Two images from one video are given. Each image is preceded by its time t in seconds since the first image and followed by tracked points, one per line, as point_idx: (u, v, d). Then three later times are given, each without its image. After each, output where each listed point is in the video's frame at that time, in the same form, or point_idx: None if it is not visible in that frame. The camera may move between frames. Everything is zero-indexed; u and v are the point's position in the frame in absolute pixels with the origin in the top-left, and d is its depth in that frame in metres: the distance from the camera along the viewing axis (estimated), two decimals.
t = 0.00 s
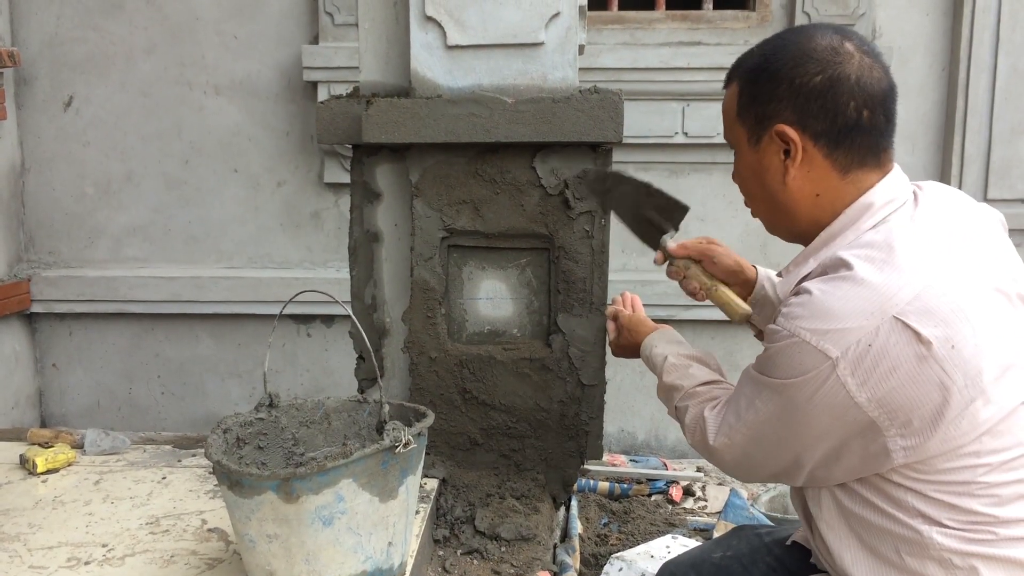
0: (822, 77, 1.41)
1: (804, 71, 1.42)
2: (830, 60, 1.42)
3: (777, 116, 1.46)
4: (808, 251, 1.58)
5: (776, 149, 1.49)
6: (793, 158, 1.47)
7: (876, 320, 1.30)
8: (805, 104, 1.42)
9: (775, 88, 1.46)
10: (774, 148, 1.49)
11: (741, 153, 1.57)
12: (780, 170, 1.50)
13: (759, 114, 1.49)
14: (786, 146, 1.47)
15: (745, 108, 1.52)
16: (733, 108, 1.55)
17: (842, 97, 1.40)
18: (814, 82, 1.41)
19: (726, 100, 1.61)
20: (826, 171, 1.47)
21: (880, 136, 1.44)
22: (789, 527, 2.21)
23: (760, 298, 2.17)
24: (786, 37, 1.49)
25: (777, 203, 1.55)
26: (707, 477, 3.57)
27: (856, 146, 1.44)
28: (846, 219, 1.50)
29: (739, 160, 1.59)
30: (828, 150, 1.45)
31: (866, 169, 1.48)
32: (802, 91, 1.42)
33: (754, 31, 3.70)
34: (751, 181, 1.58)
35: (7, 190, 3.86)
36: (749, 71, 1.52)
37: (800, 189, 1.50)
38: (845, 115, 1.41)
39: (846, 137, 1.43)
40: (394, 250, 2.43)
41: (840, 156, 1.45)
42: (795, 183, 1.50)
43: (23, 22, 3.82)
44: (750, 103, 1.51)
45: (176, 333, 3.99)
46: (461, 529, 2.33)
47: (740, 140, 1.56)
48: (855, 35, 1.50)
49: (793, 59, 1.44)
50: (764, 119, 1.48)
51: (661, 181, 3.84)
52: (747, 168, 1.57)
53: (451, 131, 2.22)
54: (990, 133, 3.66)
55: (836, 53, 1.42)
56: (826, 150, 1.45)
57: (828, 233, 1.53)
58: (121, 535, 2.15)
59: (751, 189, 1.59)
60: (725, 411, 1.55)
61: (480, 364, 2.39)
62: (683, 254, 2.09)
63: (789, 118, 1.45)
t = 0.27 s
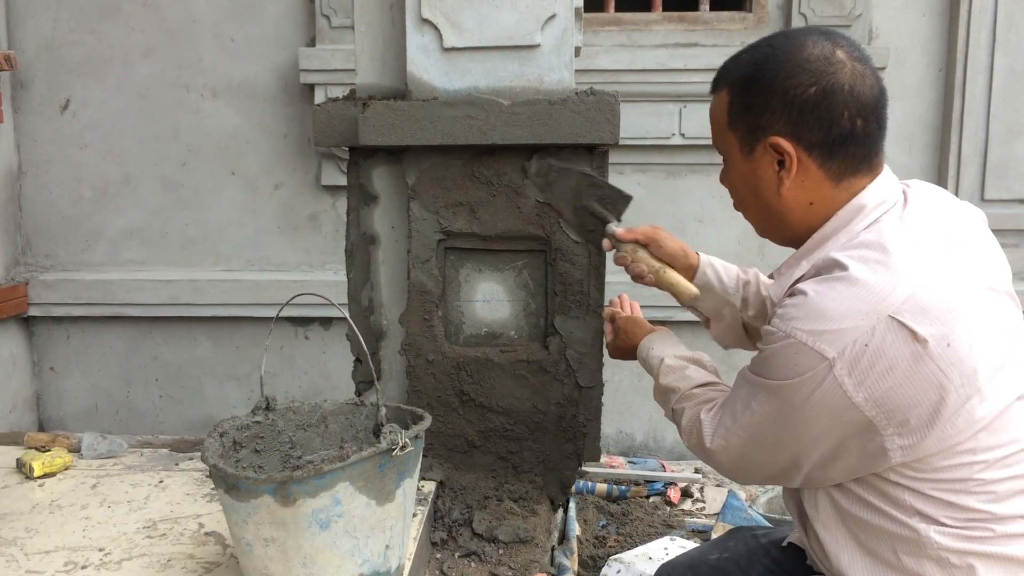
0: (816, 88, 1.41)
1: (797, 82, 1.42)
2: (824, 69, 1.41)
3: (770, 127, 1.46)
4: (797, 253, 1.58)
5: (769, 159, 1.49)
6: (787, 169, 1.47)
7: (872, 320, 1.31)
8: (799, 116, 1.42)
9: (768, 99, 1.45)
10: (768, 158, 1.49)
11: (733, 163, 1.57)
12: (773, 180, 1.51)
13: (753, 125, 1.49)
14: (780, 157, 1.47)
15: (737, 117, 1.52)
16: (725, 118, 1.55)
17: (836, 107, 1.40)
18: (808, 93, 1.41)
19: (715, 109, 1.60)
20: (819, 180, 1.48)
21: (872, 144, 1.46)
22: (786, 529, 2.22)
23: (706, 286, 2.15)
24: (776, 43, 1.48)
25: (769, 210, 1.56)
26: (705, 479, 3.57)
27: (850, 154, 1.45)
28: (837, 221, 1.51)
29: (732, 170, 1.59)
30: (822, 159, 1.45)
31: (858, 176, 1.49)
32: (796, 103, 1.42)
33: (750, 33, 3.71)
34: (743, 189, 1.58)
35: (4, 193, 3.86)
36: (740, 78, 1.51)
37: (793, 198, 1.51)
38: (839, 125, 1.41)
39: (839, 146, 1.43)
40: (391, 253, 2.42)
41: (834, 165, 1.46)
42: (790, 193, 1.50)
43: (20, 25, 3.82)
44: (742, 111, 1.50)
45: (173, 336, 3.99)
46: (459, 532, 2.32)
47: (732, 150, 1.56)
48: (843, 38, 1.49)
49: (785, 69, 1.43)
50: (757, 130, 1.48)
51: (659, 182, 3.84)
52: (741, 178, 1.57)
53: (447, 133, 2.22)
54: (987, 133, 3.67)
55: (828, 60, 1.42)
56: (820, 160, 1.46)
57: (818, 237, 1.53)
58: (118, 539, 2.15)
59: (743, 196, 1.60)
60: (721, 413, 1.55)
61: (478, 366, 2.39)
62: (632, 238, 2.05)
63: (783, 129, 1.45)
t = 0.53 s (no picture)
0: (805, 96, 1.41)
1: (785, 92, 1.42)
2: (811, 78, 1.42)
3: (761, 137, 1.46)
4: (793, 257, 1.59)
5: (761, 168, 1.49)
6: (780, 177, 1.48)
7: (868, 322, 1.30)
8: (790, 125, 1.42)
9: (757, 109, 1.45)
10: (759, 168, 1.49)
11: (725, 173, 1.57)
12: (767, 189, 1.51)
13: (743, 135, 1.49)
14: (772, 166, 1.47)
15: (726, 128, 1.52)
16: (715, 129, 1.55)
17: (826, 113, 1.40)
18: (797, 101, 1.41)
19: (703, 121, 1.61)
20: (811, 186, 1.49)
21: (862, 148, 1.47)
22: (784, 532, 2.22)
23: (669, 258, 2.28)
24: (761, 53, 1.49)
25: (763, 218, 1.57)
26: (703, 482, 3.57)
27: (841, 160, 1.46)
28: (831, 225, 1.51)
29: (724, 179, 1.59)
30: (813, 166, 1.46)
31: (849, 180, 1.50)
32: (786, 112, 1.42)
33: (747, 36, 3.72)
34: (736, 197, 1.59)
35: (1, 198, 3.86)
36: (727, 90, 1.51)
37: (787, 205, 1.52)
38: (830, 131, 1.42)
39: (830, 153, 1.44)
40: (389, 257, 2.42)
41: (826, 172, 1.47)
42: (783, 200, 1.51)
43: (18, 30, 3.82)
44: (731, 123, 1.50)
45: (171, 341, 3.98)
46: (457, 536, 2.32)
47: (724, 160, 1.57)
48: (826, 44, 1.50)
49: (772, 78, 1.44)
50: (748, 140, 1.48)
51: (657, 185, 3.84)
52: (733, 187, 1.58)
53: (446, 137, 2.22)
54: (984, 136, 3.68)
55: (814, 69, 1.43)
56: (812, 167, 1.46)
57: (813, 241, 1.54)
58: (116, 545, 2.15)
59: (736, 205, 1.60)
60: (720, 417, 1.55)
61: (476, 371, 2.39)
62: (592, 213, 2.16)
63: (774, 139, 1.45)
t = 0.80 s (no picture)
0: (809, 102, 1.42)
1: (789, 98, 1.43)
2: (814, 84, 1.43)
3: (766, 144, 1.47)
4: (799, 260, 1.59)
5: (768, 175, 1.50)
6: (786, 184, 1.48)
7: (876, 324, 1.31)
8: (795, 131, 1.43)
9: (762, 116, 1.46)
10: (766, 175, 1.50)
11: (730, 181, 1.57)
12: (773, 196, 1.52)
13: (748, 142, 1.49)
14: (779, 172, 1.48)
15: (731, 136, 1.53)
16: (719, 136, 1.56)
17: (831, 119, 1.42)
18: (802, 107, 1.43)
19: (706, 129, 1.61)
20: (818, 191, 1.49)
21: (867, 152, 1.48)
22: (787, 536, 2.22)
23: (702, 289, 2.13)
24: (764, 61, 1.50)
25: (770, 224, 1.57)
26: (705, 486, 3.56)
27: (847, 164, 1.47)
28: (838, 228, 1.51)
29: (728, 187, 1.59)
30: (820, 171, 1.47)
31: (856, 184, 1.51)
32: (791, 119, 1.43)
33: (745, 41, 3.73)
34: (741, 204, 1.59)
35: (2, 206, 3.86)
36: (731, 97, 1.53)
37: (795, 211, 1.52)
38: (835, 136, 1.43)
39: (836, 157, 1.45)
40: (389, 263, 2.43)
41: (833, 176, 1.47)
42: (791, 206, 1.51)
43: (17, 38, 3.83)
44: (736, 131, 1.51)
45: (172, 348, 3.98)
46: (459, 542, 2.32)
47: (728, 168, 1.57)
48: (828, 50, 1.51)
49: (777, 86, 1.45)
50: (754, 147, 1.49)
51: (656, 190, 3.85)
52: (739, 195, 1.57)
53: (445, 143, 2.23)
54: (982, 138, 3.68)
55: (818, 75, 1.44)
56: (819, 172, 1.47)
57: (818, 245, 1.53)
58: (118, 553, 2.14)
59: (743, 213, 1.60)
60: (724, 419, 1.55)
61: (477, 377, 2.39)
62: (624, 245, 2.02)
63: (780, 145, 1.46)
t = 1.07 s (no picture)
0: (799, 116, 1.41)
1: (780, 113, 1.42)
2: (802, 97, 1.42)
3: (760, 159, 1.47)
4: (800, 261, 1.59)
5: (764, 189, 1.49)
6: (784, 196, 1.48)
7: (877, 323, 1.31)
8: (788, 146, 1.43)
9: (754, 133, 1.46)
10: (762, 188, 1.49)
11: (727, 194, 1.57)
12: (771, 208, 1.52)
13: (741, 158, 1.49)
14: (775, 186, 1.48)
15: (724, 151, 1.53)
16: (712, 152, 1.55)
17: (822, 130, 1.41)
18: (792, 121, 1.42)
19: (697, 143, 1.61)
20: (815, 200, 1.49)
21: (861, 156, 1.47)
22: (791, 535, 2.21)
23: (731, 287, 2.12)
24: (750, 74, 1.48)
25: (769, 232, 1.57)
26: (708, 485, 3.56)
27: (842, 171, 1.46)
28: (837, 228, 1.51)
29: (726, 200, 1.59)
30: (816, 180, 1.46)
31: (853, 187, 1.50)
32: (782, 134, 1.42)
33: (747, 39, 3.73)
34: (738, 214, 1.59)
35: (4, 206, 3.87)
36: (720, 113, 1.52)
37: (793, 221, 1.52)
38: (829, 146, 1.42)
39: (831, 166, 1.45)
40: (392, 262, 2.43)
41: (829, 184, 1.47)
42: (789, 216, 1.51)
43: (19, 38, 3.83)
44: (728, 147, 1.51)
45: (174, 347, 3.98)
46: (463, 540, 2.32)
47: (724, 181, 1.57)
48: (813, 56, 1.49)
49: (766, 101, 1.44)
50: (747, 163, 1.48)
51: (658, 189, 3.85)
52: (737, 207, 1.58)
53: (448, 142, 2.23)
54: (985, 137, 3.68)
55: (805, 87, 1.43)
56: (815, 182, 1.47)
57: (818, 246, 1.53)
58: (122, 551, 2.15)
59: (742, 223, 1.60)
60: (726, 418, 1.55)
61: (480, 375, 2.39)
62: (657, 245, 2.02)
63: (774, 160, 1.45)
